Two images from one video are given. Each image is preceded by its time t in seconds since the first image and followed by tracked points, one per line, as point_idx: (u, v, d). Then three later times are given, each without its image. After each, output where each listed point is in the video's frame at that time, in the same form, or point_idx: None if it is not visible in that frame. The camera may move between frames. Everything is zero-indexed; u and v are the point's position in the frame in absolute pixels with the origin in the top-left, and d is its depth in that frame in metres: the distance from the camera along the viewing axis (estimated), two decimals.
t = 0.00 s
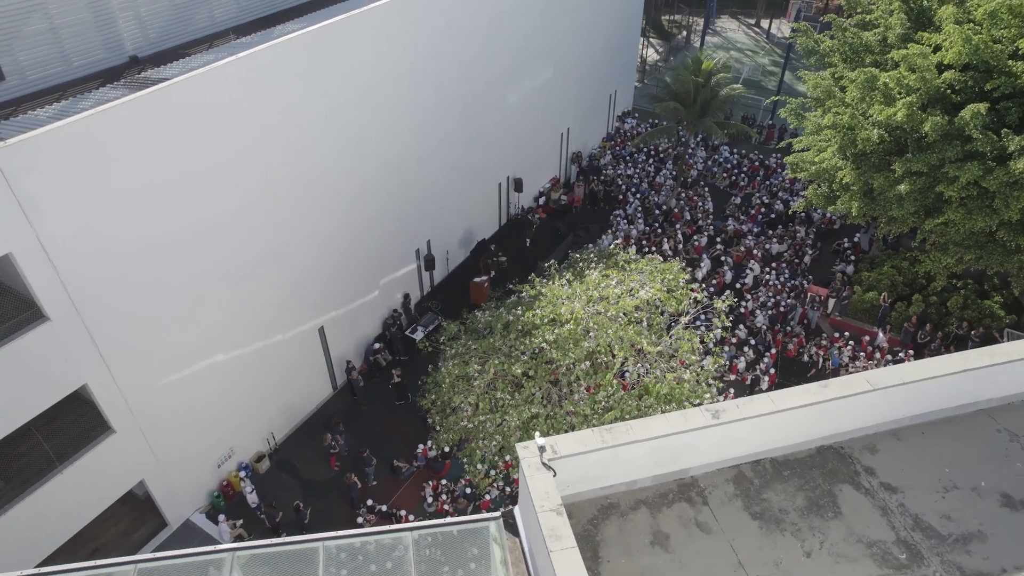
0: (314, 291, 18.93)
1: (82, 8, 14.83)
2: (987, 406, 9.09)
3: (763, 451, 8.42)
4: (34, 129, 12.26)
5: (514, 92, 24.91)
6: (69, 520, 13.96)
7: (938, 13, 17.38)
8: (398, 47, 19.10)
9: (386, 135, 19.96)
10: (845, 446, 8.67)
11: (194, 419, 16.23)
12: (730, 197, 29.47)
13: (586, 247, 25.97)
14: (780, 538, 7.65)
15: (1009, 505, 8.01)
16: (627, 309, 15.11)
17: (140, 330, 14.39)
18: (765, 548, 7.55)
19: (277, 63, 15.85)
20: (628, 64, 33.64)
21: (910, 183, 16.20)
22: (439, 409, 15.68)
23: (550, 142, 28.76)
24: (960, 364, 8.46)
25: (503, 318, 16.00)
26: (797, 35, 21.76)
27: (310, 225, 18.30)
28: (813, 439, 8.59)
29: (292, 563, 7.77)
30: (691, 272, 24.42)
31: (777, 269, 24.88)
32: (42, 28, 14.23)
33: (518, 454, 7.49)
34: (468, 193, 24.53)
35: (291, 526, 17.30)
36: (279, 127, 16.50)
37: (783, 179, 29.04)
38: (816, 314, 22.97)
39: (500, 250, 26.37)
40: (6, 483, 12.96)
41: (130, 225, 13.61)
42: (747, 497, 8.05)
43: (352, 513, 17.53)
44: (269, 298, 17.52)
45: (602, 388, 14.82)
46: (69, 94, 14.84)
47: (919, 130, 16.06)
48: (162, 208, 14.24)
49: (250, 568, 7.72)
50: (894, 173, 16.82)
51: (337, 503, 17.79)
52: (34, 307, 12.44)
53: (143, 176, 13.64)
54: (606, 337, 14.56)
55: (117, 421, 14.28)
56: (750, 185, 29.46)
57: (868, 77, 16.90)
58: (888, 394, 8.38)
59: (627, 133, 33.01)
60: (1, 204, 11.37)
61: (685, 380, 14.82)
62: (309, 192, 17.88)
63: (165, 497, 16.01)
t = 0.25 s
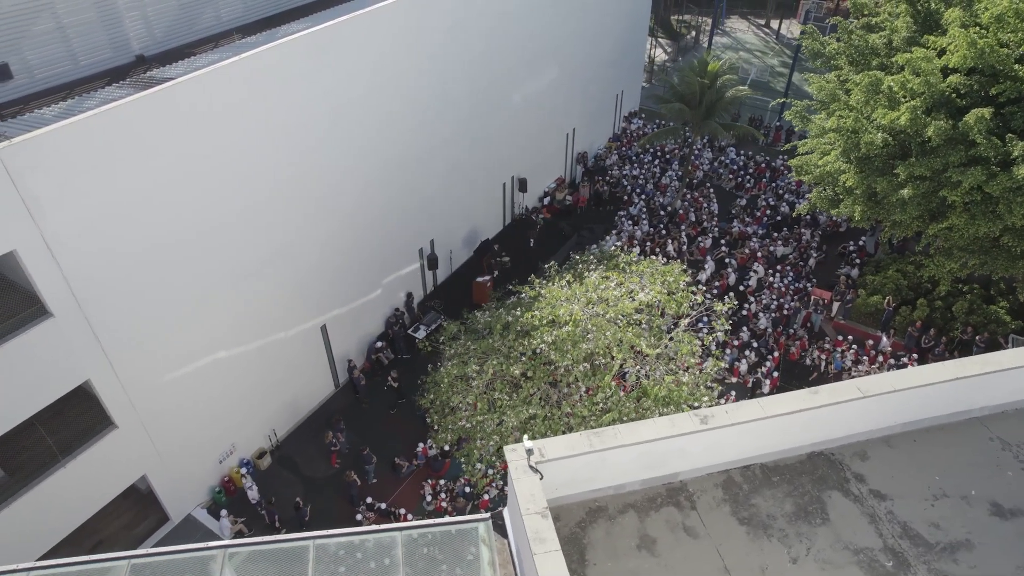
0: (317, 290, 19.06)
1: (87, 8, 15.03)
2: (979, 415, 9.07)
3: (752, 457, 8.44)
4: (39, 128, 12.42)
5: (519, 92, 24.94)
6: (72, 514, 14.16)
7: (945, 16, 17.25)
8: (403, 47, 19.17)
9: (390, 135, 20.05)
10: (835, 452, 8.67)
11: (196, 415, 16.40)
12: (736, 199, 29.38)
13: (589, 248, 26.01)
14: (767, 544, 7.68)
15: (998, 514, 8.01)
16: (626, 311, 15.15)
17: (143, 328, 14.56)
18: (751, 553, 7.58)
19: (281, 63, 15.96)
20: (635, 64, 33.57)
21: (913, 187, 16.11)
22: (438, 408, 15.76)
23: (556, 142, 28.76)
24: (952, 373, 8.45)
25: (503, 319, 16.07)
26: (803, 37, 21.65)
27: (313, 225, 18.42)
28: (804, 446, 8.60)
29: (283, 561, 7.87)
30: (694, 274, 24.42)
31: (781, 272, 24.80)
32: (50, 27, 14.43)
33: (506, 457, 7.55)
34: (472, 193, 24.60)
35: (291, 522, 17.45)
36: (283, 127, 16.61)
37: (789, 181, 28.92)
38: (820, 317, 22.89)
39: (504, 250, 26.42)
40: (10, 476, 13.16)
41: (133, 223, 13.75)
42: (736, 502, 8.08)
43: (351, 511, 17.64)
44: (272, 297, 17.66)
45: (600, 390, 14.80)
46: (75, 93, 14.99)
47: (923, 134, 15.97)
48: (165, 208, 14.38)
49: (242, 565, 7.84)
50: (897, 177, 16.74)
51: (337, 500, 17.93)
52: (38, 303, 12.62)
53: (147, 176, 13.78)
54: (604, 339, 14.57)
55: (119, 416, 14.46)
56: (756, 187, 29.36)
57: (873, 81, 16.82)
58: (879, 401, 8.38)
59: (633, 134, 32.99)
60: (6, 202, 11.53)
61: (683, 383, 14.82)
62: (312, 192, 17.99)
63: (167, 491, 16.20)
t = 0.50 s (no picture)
0: (319, 289, 19.16)
1: (93, 8, 15.15)
2: (972, 422, 9.05)
3: (742, 462, 8.46)
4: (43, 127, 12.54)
5: (523, 93, 24.95)
6: (73, 508, 14.34)
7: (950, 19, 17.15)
8: (406, 48, 19.23)
9: (393, 136, 20.12)
10: (826, 458, 8.68)
11: (198, 413, 16.54)
12: (740, 201, 29.29)
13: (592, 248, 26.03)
14: (755, 549, 7.71)
15: (989, 522, 8.00)
16: (624, 313, 15.24)
17: (144, 326, 14.68)
18: (739, 558, 7.61)
19: (284, 64, 16.05)
20: (640, 65, 33.50)
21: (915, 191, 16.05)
22: (436, 408, 15.84)
23: (560, 142, 28.76)
24: (944, 380, 8.44)
25: (501, 320, 16.15)
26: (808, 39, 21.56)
27: (316, 224, 18.52)
28: (795, 451, 8.62)
29: (275, 559, 7.96)
30: (697, 276, 24.42)
31: (785, 274, 24.74)
32: (56, 27, 14.59)
33: (495, 459, 7.61)
34: (475, 193, 24.65)
35: (291, 519, 17.58)
36: (286, 128, 16.69)
37: (794, 183, 28.83)
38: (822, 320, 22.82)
39: (506, 250, 26.46)
40: (13, 471, 13.36)
41: (136, 223, 13.87)
42: (725, 507, 8.11)
43: (351, 509, 17.74)
44: (274, 297, 17.78)
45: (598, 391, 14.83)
46: (80, 92, 15.13)
47: (925, 138, 15.89)
48: (168, 207, 14.49)
49: (234, 563, 7.92)
50: (899, 181, 16.67)
51: (336, 498, 18.04)
52: (40, 301, 12.77)
53: (149, 175, 13.89)
54: (602, 341, 14.72)
55: (121, 413, 14.61)
56: (761, 189, 29.28)
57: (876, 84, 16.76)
58: (870, 407, 8.38)
59: (638, 134, 32.99)
60: (9, 200, 11.65)
61: (681, 385, 14.83)
62: (315, 191, 18.08)
63: (168, 487, 16.36)
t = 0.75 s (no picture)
0: (321, 288, 19.28)
1: (99, 8, 15.32)
2: (964, 430, 9.04)
3: (731, 467, 8.49)
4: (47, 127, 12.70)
5: (527, 93, 24.98)
6: (75, 503, 14.55)
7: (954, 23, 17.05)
8: (409, 49, 19.29)
9: (396, 136, 20.20)
10: (815, 465, 8.70)
11: (199, 410, 16.70)
12: (744, 202, 29.23)
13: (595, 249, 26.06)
14: (741, 555, 7.75)
15: (976, 530, 8.00)
16: (622, 315, 15.25)
17: (147, 325, 14.85)
18: (724, 563, 7.66)
19: (288, 64, 16.14)
20: (646, 65, 33.46)
21: (917, 196, 15.99)
22: (434, 408, 15.92)
23: (564, 143, 28.78)
24: (934, 389, 8.45)
25: (500, 322, 16.24)
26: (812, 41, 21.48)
27: (319, 224, 18.64)
28: (784, 457, 8.64)
29: (265, 558, 8.06)
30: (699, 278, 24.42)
31: (788, 277, 24.67)
32: (62, 27, 14.78)
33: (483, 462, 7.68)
34: (478, 193, 24.71)
35: (290, 516, 17.72)
36: (289, 128, 16.80)
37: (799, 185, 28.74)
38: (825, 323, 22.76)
39: (509, 250, 26.53)
40: (16, 465, 13.64)
41: (139, 221, 14.02)
42: (712, 512, 8.15)
43: (350, 507, 17.87)
44: (276, 296, 17.91)
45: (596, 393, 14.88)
46: (85, 92, 15.27)
47: (927, 142, 15.82)
48: (171, 207, 14.64)
49: (225, 561, 8.03)
50: (901, 186, 16.61)
51: (336, 496, 18.17)
52: (42, 299, 12.96)
53: (152, 175, 14.03)
54: (599, 343, 14.74)
55: (123, 410, 14.79)
56: (766, 191, 29.18)
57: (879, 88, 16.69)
58: (860, 414, 8.39)
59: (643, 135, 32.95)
60: (13, 199, 11.82)
61: (678, 388, 14.85)
62: (318, 191, 18.20)
63: (170, 483, 16.55)
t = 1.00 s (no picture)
0: (322, 287, 19.37)
1: (103, 8, 15.46)
2: (955, 436, 9.03)
3: (720, 471, 8.52)
4: (49, 126, 12.81)
5: (530, 93, 25.00)
6: (76, 499, 14.70)
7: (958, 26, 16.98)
8: (412, 49, 19.34)
9: (398, 136, 20.26)
10: (805, 470, 8.72)
11: (199, 407, 16.82)
12: (748, 204, 29.16)
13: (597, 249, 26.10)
14: (728, 559, 7.78)
15: (964, 537, 8.00)
16: (620, 317, 15.27)
17: (148, 323, 14.97)
18: (711, 567, 7.70)
19: (290, 65, 16.21)
20: (651, 66, 33.42)
21: (917, 200, 15.94)
22: (432, 408, 15.98)
23: (567, 143, 28.78)
24: (925, 395, 8.44)
25: (498, 322, 16.30)
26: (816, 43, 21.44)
27: (321, 223, 18.73)
28: (774, 462, 8.66)
29: (257, 556, 8.15)
30: (701, 279, 24.43)
31: (790, 279, 24.64)
32: (66, 27, 14.92)
33: (471, 464, 7.73)
34: (480, 193, 24.76)
35: (289, 514, 17.85)
36: (291, 128, 16.88)
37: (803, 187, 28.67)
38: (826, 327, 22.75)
39: (511, 250, 26.59)
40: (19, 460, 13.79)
41: (141, 220, 14.14)
42: (701, 516, 8.17)
43: (348, 505, 17.97)
44: (277, 295, 18.02)
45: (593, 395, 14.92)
46: (89, 91, 15.39)
47: (929, 146, 15.77)
48: (173, 206, 14.75)
49: (218, 559, 8.12)
50: (902, 189, 16.56)
51: (334, 494, 18.27)
52: (44, 296, 13.05)
53: (154, 174, 14.14)
54: (597, 345, 14.70)
55: (123, 407, 14.92)
56: (769, 192, 29.11)
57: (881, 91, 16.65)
58: (850, 420, 8.39)
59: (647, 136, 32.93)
60: (14, 198, 11.93)
61: (676, 390, 14.86)
62: (320, 191, 18.29)
63: (170, 480, 16.69)
